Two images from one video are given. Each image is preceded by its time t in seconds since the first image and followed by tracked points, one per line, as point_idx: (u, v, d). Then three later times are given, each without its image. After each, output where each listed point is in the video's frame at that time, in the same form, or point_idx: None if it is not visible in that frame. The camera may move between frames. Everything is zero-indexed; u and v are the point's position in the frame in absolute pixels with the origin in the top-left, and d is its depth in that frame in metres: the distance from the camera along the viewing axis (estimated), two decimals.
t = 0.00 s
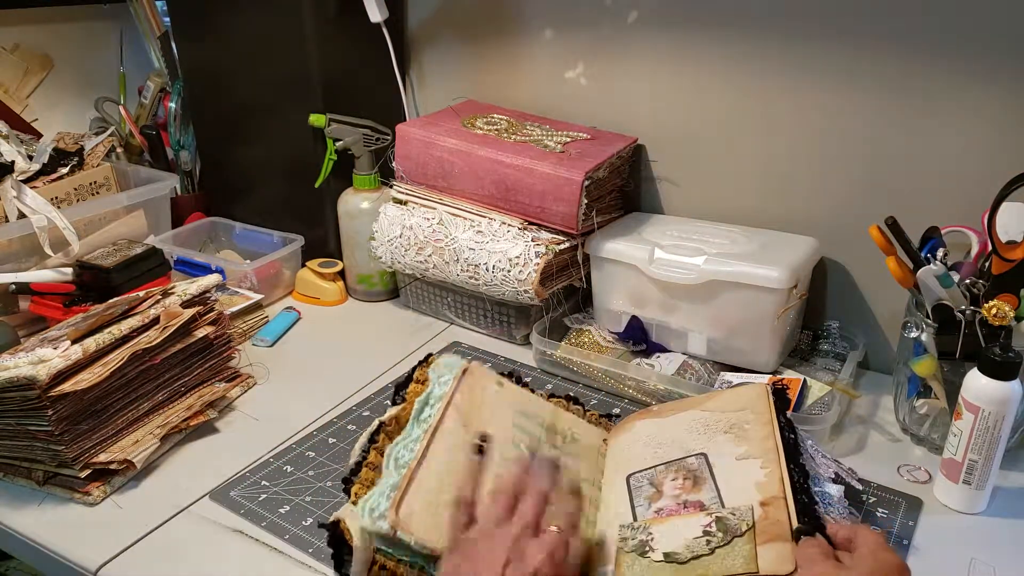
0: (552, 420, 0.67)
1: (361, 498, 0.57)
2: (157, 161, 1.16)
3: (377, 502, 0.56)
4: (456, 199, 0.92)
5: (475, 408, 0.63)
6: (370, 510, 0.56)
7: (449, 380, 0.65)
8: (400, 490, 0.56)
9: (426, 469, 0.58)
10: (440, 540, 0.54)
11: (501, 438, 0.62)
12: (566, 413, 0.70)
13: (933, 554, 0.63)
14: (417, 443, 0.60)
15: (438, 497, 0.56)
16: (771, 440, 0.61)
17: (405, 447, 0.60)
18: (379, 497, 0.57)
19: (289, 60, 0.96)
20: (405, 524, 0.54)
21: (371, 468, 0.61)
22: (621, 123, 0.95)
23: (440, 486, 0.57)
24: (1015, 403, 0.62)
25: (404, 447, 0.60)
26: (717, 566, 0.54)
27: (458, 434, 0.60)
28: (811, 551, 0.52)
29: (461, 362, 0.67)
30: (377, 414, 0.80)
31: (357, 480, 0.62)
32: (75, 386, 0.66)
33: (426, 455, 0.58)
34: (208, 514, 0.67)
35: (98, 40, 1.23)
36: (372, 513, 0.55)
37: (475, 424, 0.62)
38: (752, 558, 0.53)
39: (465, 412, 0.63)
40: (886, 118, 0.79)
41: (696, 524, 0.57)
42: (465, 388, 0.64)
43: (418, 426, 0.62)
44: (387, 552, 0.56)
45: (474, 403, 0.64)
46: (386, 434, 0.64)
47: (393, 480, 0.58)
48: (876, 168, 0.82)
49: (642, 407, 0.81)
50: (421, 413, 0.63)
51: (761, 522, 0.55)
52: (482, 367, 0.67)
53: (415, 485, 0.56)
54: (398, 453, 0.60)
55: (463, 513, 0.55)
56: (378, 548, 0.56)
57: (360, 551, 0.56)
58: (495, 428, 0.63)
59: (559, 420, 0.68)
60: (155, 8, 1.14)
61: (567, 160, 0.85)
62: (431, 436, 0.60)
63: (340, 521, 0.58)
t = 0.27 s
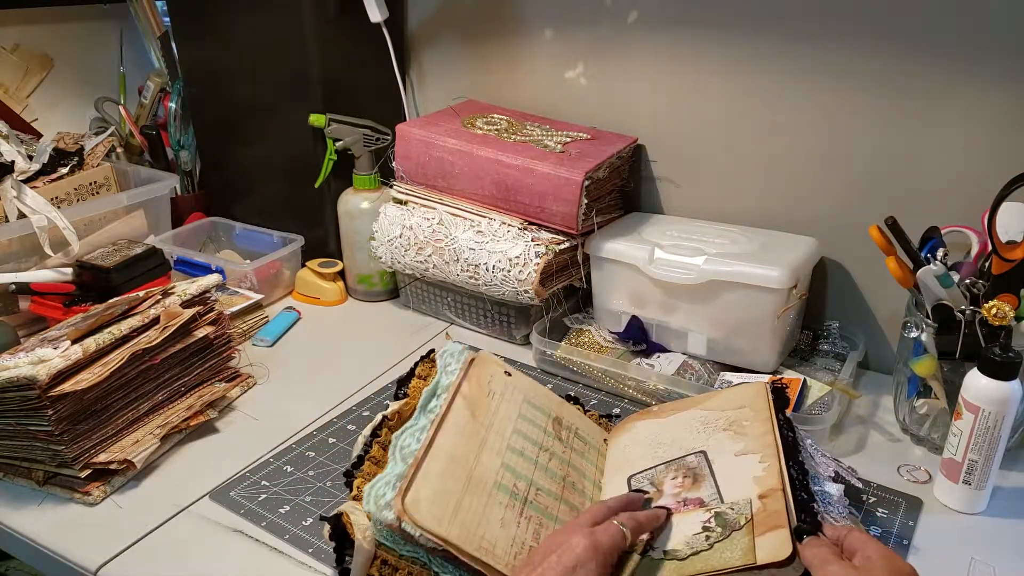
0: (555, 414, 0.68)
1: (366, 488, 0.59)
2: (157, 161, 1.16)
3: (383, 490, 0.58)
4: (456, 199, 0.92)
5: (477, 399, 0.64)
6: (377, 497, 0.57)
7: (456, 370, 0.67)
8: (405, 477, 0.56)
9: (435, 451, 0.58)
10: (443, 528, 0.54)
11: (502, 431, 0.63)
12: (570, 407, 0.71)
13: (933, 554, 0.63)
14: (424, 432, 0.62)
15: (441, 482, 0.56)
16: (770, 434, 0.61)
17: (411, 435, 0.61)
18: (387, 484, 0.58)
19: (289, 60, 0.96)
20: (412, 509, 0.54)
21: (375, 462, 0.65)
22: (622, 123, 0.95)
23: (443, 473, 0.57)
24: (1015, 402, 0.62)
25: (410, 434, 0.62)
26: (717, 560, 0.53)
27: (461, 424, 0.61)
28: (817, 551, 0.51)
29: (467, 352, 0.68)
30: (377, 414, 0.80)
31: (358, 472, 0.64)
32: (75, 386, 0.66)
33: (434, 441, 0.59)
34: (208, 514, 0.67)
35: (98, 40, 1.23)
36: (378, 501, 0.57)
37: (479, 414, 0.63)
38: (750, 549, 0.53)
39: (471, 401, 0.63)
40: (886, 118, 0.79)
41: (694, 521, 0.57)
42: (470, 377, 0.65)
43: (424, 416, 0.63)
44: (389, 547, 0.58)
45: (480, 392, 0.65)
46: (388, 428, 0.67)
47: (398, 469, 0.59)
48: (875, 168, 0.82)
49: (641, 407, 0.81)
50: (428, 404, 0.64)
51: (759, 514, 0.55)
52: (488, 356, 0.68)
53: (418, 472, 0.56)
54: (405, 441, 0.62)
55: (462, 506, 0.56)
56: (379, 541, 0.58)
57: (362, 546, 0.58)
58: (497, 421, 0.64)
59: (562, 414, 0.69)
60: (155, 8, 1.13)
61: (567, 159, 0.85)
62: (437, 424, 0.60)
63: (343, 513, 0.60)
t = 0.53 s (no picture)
0: (553, 418, 0.69)
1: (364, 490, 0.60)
2: (157, 161, 1.16)
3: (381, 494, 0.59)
4: (456, 199, 0.92)
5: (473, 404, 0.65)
6: (373, 501, 0.58)
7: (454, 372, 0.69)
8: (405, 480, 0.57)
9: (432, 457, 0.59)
10: (440, 534, 0.55)
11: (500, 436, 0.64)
12: (567, 411, 0.71)
13: (933, 554, 0.63)
14: (422, 434, 0.63)
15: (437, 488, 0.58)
16: (770, 432, 0.60)
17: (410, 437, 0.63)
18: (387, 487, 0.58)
19: (289, 60, 0.96)
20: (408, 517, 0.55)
21: (375, 462, 0.65)
22: (622, 123, 0.95)
23: (440, 479, 0.58)
24: (1015, 402, 0.62)
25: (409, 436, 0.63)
26: (714, 557, 0.53)
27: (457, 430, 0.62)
28: (818, 556, 0.51)
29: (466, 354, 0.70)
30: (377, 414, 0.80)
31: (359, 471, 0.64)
32: (74, 386, 0.66)
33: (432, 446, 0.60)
34: (208, 514, 0.67)
35: (98, 40, 1.23)
36: (376, 505, 0.58)
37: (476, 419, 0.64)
38: (747, 545, 0.53)
39: (469, 406, 0.65)
40: (886, 118, 0.79)
41: (691, 517, 0.57)
42: (469, 380, 0.66)
43: (423, 417, 0.65)
44: (389, 547, 0.59)
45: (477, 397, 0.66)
46: (388, 428, 0.67)
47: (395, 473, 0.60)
48: (876, 168, 0.82)
49: (642, 406, 0.81)
50: (426, 405, 0.66)
51: (757, 510, 0.55)
52: (488, 359, 0.69)
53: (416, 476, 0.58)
54: (404, 443, 0.63)
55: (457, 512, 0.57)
56: (379, 542, 0.58)
57: (363, 546, 0.58)
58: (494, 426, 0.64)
59: (559, 418, 0.70)
60: (155, 8, 1.13)
61: (567, 159, 0.85)
62: (435, 429, 0.61)
63: (344, 513, 0.60)
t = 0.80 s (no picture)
0: (552, 419, 0.69)
1: (365, 488, 0.60)
2: (157, 161, 1.16)
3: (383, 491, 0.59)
4: (456, 199, 0.92)
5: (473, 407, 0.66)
6: (375, 499, 0.58)
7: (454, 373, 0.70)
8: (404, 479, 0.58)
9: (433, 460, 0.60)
10: (441, 533, 0.55)
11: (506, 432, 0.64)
12: (566, 412, 0.71)
13: (934, 554, 0.63)
14: (423, 433, 0.64)
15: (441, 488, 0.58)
16: (769, 429, 0.60)
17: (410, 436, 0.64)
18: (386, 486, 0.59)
19: (290, 60, 0.96)
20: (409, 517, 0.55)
21: (375, 461, 0.65)
22: (622, 123, 0.95)
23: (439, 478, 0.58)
24: (1015, 402, 0.62)
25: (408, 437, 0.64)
26: (714, 555, 0.53)
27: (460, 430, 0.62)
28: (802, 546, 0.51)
29: (466, 354, 0.71)
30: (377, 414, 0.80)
31: (359, 471, 0.64)
32: (74, 386, 0.66)
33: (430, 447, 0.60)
34: (208, 514, 0.67)
35: (98, 40, 1.23)
36: (377, 503, 0.58)
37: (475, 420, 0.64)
38: (747, 541, 0.53)
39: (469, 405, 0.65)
40: (886, 118, 0.79)
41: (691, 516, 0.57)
42: (468, 380, 0.67)
43: (424, 416, 0.66)
44: (389, 546, 0.59)
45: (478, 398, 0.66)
46: (388, 428, 0.67)
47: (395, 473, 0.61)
48: (876, 168, 0.82)
49: (642, 406, 0.81)
50: (426, 406, 0.67)
51: (756, 506, 0.55)
52: (486, 361, 0.69)
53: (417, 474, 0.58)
54: (404, 442, 0.64)
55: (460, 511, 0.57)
56: (379, 541, 0.58)
57: (363, 547, 0.58)
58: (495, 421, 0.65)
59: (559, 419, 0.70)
60: (155, 8, 1.13)
61: (567, 159, 0.85)
62: (436, 428, 0.61)
63: (344, 512, 0.60)
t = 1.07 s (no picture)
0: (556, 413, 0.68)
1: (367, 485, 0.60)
2: (157, 161, 1.16)
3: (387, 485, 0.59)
4: (456, 198, 0.92)
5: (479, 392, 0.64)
6: (379, 493, 0.59)
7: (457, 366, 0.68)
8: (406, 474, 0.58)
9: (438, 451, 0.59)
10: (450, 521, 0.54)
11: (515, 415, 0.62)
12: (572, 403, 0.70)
13: (934, 554, 0.63)
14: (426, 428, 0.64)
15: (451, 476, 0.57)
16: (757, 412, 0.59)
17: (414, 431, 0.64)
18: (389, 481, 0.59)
19: (290, 60, 0.96)
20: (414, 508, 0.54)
21: (375, 459, 0.65)
22: (622, 123, 0.95)
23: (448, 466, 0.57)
24: (1015, 403, 0.62)
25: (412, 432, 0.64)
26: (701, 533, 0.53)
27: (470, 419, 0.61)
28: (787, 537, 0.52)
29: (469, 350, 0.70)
30: (377, 414, 0.80)
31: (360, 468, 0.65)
32: (74, 386, 0.66)
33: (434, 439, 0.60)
34: (208, 514, 0.67)
35: (98, 40, 1.23)
36: (381, 497, 0.58)
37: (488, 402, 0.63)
38: (727, 515, 0.53)
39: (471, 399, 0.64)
40: (886, 118, 0.79)
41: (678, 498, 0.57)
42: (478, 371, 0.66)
43: (427, 412, 0.66)
44: (390, 544, 0.59)
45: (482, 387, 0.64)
46: (389, 426, 0.68)
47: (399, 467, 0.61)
48: (876, 168, 0.82)
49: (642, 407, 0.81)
50: (430, 401, 0.67)
51: (739, 479, 0.54)
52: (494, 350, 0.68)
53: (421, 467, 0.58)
54: (409, 437, 0.64)
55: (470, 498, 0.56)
56: (379, 537, 0.58)
57: (363, 543, 0.58)
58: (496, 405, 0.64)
59: (567, 410, 0.68)
60: (155, 8, 1.14)
61: (567, 159, 0.85)
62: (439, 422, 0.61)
63: (345, 510, 0.61)
